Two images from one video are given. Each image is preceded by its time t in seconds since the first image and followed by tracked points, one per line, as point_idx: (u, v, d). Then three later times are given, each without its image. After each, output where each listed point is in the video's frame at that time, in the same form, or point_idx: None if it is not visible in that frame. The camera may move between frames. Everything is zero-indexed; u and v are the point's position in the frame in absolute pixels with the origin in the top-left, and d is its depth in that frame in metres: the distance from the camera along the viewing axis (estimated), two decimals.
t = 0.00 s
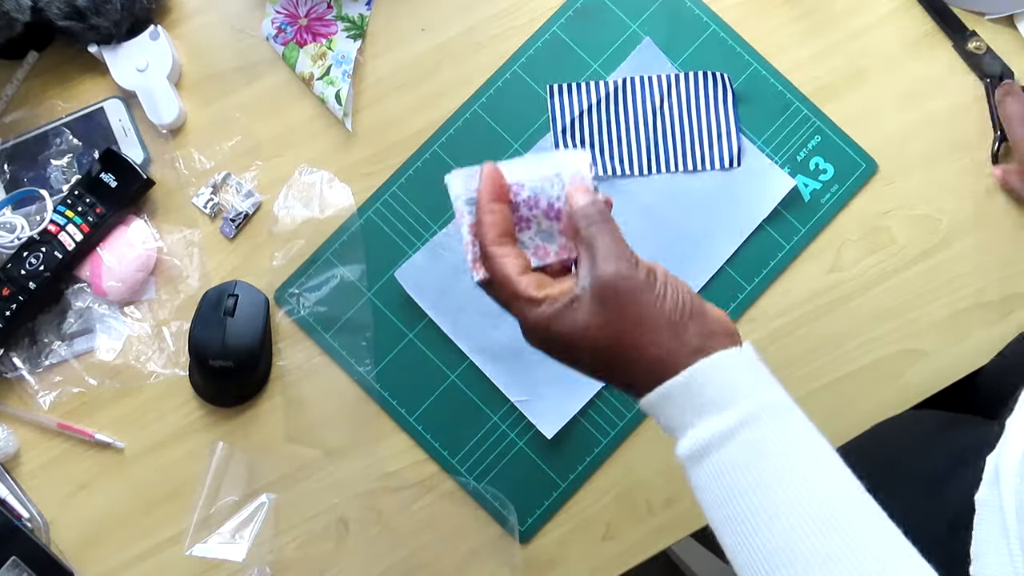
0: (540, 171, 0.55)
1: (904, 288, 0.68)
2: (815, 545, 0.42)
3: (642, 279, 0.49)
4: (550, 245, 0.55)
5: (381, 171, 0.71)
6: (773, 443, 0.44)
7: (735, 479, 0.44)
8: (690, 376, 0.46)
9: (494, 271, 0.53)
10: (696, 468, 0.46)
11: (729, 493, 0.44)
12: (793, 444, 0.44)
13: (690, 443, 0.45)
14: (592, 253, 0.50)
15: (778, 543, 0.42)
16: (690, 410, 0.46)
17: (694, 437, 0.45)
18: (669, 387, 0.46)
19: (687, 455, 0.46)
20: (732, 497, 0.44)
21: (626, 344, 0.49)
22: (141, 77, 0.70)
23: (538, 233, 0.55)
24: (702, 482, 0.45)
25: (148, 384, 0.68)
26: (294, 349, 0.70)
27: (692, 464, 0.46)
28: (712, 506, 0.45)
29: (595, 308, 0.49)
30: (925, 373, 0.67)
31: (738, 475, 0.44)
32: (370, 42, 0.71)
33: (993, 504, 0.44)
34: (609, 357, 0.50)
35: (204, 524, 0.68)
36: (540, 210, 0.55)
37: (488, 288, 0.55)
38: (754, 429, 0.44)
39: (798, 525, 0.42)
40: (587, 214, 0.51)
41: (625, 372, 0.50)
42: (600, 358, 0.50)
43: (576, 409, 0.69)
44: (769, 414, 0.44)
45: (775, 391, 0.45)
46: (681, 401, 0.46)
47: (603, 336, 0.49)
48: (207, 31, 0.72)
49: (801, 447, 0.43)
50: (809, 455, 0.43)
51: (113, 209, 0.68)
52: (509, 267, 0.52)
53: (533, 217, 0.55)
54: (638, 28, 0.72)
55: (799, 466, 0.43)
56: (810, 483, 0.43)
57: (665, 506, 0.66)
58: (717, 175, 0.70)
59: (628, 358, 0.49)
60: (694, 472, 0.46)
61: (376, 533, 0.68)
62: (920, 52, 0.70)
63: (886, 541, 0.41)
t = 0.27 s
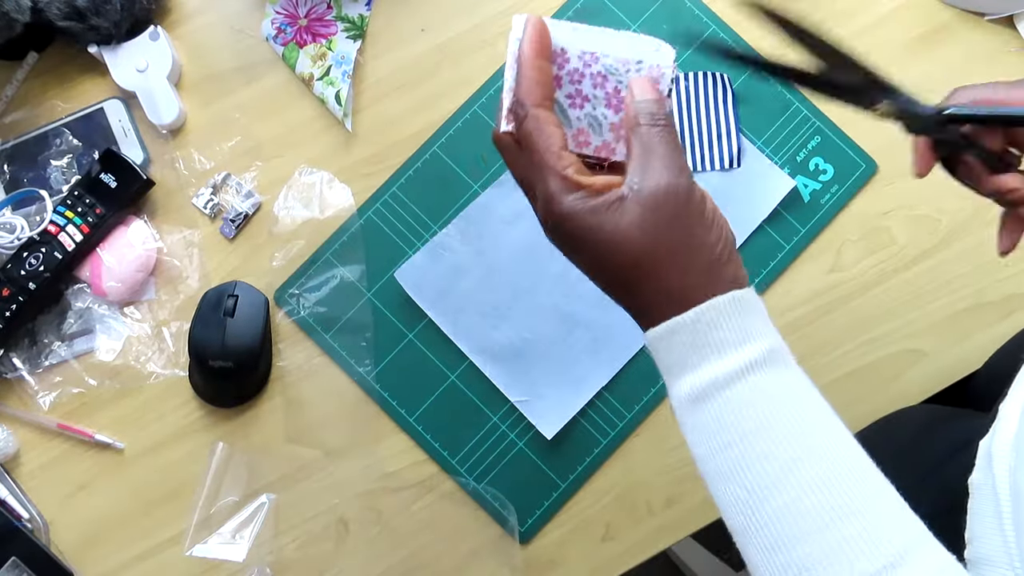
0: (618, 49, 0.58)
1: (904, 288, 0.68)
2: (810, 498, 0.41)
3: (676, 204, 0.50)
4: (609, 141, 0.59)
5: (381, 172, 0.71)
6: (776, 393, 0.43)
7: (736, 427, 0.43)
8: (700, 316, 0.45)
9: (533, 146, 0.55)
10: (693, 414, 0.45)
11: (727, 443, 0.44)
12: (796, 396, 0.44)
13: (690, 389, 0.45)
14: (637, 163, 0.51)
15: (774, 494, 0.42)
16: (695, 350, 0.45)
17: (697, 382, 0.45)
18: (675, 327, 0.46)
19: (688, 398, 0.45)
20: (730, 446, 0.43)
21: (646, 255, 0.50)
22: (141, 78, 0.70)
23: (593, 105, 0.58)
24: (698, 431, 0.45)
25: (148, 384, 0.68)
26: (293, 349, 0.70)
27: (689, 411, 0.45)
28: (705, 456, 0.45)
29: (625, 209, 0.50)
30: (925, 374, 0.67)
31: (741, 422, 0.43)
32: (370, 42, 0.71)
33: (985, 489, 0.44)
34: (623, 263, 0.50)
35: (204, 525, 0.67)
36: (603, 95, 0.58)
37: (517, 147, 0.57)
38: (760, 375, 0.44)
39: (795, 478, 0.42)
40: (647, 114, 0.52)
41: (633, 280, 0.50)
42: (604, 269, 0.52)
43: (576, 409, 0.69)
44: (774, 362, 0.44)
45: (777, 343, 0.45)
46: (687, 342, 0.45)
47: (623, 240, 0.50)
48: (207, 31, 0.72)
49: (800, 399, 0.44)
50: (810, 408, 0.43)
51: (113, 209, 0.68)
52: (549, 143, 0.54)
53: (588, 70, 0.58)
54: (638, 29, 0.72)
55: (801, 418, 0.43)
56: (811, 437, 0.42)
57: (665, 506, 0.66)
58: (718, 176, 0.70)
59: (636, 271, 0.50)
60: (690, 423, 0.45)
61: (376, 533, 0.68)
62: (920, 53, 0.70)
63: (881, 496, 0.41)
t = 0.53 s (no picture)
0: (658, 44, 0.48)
1: (904, 288, 0.68)
2: (823, 500, 0.41)
3: (722, 198, 0.48)
4: (642, 141, 0.50)
5: (381, 172, 0.71)
6: (790, 394, 0.43)
7: (752, 429, 0.43)
8: (724, 315, 0.44)
9: (572, 132, 0.48)
10: (708, 413, 0.44)
11: (741, 442, 0.43)
12: (809, 399, 0.44)
13: (706, 389, 0.44)
14: (687, 153, 0.48)
15: (787, 494, 0.42)
16: (715, 348, 0.44)
17: (714, 381, 0.44)
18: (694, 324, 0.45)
19: (705, 398, 0.44)
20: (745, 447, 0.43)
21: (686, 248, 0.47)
22: (141, 78, 0.70)
23: (631, 105, 0.49)
24: (712, 431, 0.44)
25: (149, 384, 0.68)
26: (294, 349, 0.70)
27: (703, 410, 0.44)
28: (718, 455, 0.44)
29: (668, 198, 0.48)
30: (925, 374, 0.67)
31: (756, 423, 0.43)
32: (371, 42, 0.71)
33: (984, 491, 0.44)
34: (659, 253, 0.48)
35: (204, 525, 0.68)
36: (642, 97, 0.48)
37: (559, 132, 0.49)
38: (776, 377, 0.44)
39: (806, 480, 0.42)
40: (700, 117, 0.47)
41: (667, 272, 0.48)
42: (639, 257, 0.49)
43: (576, 409, 0.69)
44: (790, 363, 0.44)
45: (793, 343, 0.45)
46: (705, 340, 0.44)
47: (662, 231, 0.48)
48: (208, 32, 0.72)
49: (813, 401, 0.44)
50: (822, 410, 0.43)
51: (114, 210, 0.67)
52: (590, 134, 0.48)
53: (626, 71, 0.48)
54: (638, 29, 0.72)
55: (814, 420, 0.43)
56: (822, 439, 0.43)
57: (665, 506, 0.66)
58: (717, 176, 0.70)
59: (672, 265, 0.48)
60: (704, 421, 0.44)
61: (377, 533, 0.68)
62: (920, 53, 0.70)
63: (891, 499, 0.42)
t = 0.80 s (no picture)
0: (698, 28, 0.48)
1: (904, 288, 0.68)
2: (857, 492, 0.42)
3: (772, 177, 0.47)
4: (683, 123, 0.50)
5: (381, 172, 0.71)
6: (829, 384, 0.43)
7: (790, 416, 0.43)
8: (769, 300, 0.44)
9: (623, 101, 0.47)
10: (747, 395, 0.44)
11: (778, 429, 0.43)
12: (847, 389, 0.43)
13: (745, 373, 0.44)
14: (737, 128, 0.47)
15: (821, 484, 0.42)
16: (757, 332, 0.43)
17: (754, 366, 0.44)
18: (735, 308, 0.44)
19: (744, 382, 0.44)
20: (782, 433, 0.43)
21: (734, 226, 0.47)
22: (141, 78, 0.70)
23: (673, 85, 0.49)
24: (748, 416, 0.44)
25: (149, 384, 0.68)
26: (293, 349, 0.70)
27: (740, 395, 0.44)
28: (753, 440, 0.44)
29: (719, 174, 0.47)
30: (925, 374, 0.67)
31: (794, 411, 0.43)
32: (370, 42, 0.71)
33: (986, 491, 0.44)
34: (707, 228, 0.48)
35: (204, 525, 0.67)
36: (683, 78, 0.49)
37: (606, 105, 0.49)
38: (818, 365, 0.43)
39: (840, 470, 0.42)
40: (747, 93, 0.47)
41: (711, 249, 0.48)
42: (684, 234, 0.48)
43: (576, 409, 0.69)
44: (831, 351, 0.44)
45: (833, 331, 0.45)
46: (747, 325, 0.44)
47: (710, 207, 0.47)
48: (208, 31, 0.72)
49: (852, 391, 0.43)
50: (859, 402, 0.43)
51: (114, 210, 0.67)
52: (643, 104, 0.47)
53: (669, 52, 0.48)
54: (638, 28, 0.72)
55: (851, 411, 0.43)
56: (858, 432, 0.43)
57: (665, 506, 0.66)
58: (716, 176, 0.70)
59: (720, 240, 0.48)
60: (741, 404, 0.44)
61: (377, 533, 0.68)
62: (920, 53, 0.70)
63: (925, 495, 0.42)
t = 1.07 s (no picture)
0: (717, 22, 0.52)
1: (904, 288, 0.68)
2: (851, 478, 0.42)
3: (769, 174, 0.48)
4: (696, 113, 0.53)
5: (381, 171, 0.71)
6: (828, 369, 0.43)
7: (786, 399, 0.43)
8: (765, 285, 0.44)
9: (635, 85, 0.49)
10: (745, 378, 0.44)
11: (774, 413, 0.43)
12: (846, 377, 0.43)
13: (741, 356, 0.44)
14: (747, 116, 0.49)
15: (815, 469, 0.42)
16: (756, 317, 0.44)
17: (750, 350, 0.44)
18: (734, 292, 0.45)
19: (741, 365, 0.44)
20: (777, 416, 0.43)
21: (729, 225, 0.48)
22: (141, 77, 0.70)
23: (688, 74, 0.52)
24: (746, 402, 0.44)
25: (148, 384, 0.68)
26: (293, 349, 0.70)
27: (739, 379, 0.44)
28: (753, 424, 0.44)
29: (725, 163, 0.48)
30: (925, 373, 0.67)
31: (790, 396, 0.43)
32: (370, 42, 0.71)
33: (982, 488, 0.45)
34: (707, 212, 0.48)
35: (204, 524, 0.67)
36: (699, 67, 0.52)
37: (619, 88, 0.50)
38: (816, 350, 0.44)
39: (835, 454, 0.42)
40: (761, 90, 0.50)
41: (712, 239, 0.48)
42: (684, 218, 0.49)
43: (576, 409, 0.69)
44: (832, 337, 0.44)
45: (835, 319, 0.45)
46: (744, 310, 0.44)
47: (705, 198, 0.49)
48: (208, 31, 0.72)
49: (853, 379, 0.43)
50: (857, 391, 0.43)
51: (114, 209, 0.67)
52: (655, 88, 0.48)
53: (688, 41, 0.51)
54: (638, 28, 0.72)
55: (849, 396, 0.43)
56: (854, 418, 0.43)
57: (665, 506, 0.66)
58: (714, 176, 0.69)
59: (721, 227, 0.48)
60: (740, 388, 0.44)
61: (376, 533, 0.68)
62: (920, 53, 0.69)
63: (920, 484, 0.42)
